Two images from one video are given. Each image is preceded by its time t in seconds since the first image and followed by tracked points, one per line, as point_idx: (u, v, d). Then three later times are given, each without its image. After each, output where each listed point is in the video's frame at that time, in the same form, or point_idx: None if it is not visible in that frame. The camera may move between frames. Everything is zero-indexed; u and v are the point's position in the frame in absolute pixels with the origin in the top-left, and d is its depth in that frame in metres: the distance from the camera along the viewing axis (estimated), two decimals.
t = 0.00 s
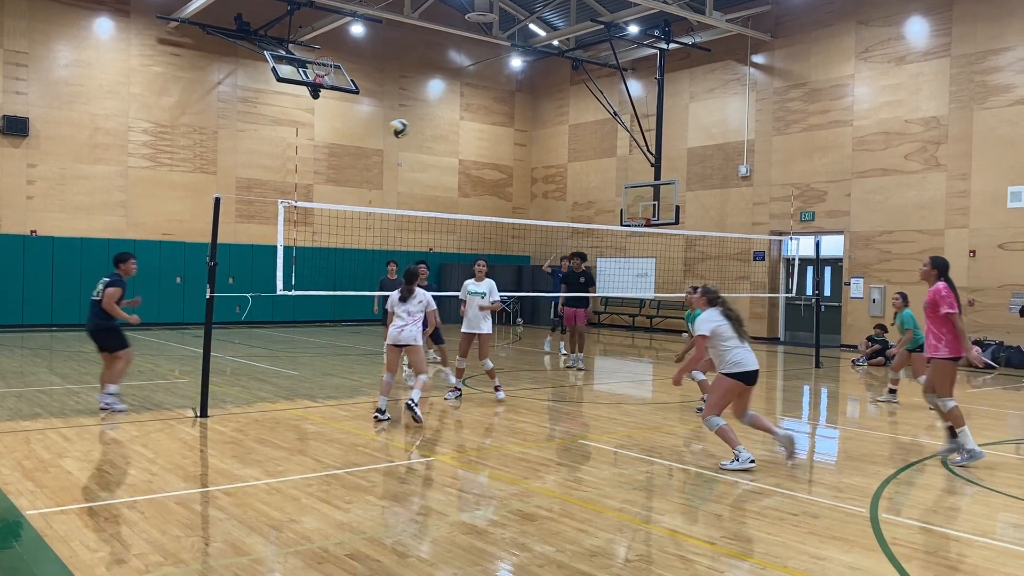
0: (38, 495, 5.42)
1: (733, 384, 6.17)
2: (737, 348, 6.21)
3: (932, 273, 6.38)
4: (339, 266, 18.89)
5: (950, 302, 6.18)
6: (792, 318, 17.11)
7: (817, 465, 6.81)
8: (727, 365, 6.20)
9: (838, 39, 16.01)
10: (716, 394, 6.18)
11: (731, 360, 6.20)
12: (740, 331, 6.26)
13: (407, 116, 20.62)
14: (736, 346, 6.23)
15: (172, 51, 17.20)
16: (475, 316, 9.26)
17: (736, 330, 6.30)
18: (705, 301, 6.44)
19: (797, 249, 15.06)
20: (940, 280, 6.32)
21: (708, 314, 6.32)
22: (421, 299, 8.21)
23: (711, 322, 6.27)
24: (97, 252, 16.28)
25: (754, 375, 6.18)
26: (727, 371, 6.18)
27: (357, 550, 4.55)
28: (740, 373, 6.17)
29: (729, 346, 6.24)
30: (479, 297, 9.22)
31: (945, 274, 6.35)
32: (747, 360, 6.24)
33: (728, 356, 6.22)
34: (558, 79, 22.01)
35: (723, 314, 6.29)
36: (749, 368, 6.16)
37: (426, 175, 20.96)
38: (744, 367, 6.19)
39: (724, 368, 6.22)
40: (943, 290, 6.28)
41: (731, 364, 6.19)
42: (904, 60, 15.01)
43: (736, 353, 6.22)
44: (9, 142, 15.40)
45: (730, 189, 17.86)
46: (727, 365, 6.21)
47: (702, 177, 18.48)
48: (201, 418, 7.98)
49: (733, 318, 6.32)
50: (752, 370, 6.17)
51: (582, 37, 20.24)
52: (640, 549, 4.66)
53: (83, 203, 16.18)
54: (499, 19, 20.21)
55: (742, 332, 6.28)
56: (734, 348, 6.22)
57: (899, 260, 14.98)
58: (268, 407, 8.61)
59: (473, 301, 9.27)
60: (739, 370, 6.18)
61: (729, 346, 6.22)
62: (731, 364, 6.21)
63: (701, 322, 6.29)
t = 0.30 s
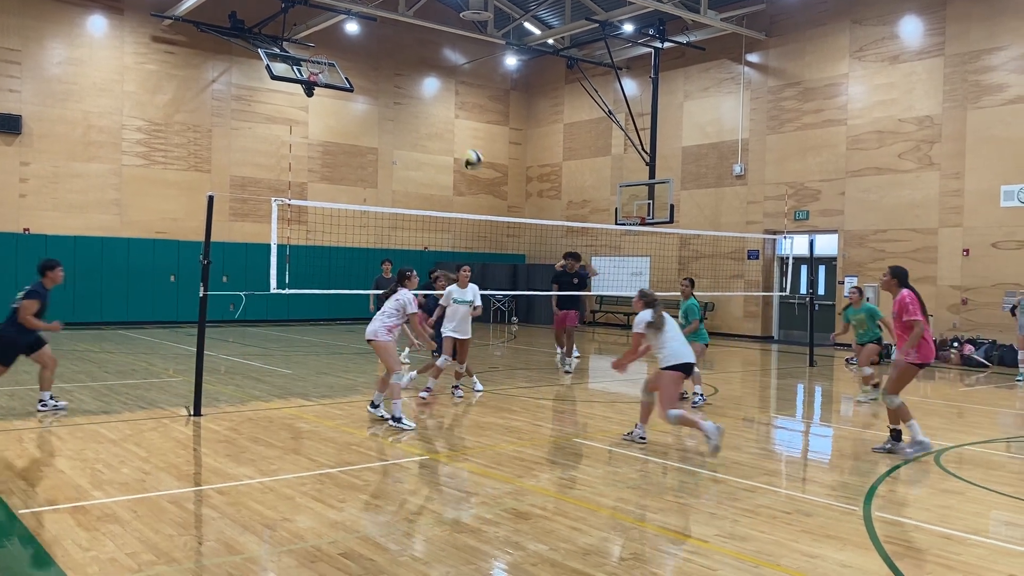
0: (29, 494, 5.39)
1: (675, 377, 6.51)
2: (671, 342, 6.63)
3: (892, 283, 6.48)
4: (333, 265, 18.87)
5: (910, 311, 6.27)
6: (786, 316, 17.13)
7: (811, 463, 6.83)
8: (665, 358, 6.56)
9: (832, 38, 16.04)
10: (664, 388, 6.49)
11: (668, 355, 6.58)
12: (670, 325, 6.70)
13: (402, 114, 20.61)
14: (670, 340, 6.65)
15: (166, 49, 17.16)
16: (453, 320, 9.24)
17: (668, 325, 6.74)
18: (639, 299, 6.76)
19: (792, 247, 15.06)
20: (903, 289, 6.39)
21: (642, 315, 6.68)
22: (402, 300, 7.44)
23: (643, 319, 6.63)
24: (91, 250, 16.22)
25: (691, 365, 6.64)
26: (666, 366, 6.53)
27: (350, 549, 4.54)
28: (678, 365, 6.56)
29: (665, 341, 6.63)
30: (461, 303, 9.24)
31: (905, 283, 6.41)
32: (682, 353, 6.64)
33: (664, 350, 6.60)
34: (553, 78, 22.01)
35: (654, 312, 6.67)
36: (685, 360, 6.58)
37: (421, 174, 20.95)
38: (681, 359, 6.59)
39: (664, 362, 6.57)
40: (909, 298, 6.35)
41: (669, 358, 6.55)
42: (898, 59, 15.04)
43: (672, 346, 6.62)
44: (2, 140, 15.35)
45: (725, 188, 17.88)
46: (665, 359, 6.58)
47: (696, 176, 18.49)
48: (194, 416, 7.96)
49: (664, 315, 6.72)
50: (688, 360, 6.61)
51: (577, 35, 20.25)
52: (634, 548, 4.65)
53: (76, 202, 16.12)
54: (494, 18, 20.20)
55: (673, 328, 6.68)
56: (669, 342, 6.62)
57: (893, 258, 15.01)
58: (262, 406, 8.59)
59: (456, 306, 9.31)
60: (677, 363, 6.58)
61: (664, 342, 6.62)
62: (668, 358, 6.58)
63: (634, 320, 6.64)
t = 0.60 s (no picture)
0: (16, 495, 5.35)
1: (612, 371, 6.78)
2: (617, 337, 6.80)
3: (881, 292, 6.53)
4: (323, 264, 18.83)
5: (891, 319, 6.31)
6: (776, 315, 17.19)
7: (801, 462, 6.85)
8: (608, 352, 6.77)
9: (822, 38, 16.09)
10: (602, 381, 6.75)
11: (611, 348, 6.78)
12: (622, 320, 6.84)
13: (392, 113, 20.57)
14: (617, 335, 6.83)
15: (155, 47, 17.08)
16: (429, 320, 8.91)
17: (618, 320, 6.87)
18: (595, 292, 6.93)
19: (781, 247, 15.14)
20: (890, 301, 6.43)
21: (594, 305, 6.82)
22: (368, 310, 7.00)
23: (593, 311, 6.77)
24: (80, 249, 16.14)
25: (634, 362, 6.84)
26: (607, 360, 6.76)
27: (339, 548, 4.52)
28: (620, 360, 6.77)
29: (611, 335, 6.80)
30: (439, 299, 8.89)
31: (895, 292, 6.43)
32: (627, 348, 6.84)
33: (608, 344, 6.79)
34: (544, 77, 22.01)
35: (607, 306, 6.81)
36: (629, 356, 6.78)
37: (412, 173, 20.91)
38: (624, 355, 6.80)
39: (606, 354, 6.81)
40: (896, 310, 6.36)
41: (612, 352, 6.76)
42: (887, 59, 15.11)
43: (617, 341, 6.80)
44: None
45: (715, 187, 17.91)
46: (608, 353, 6.80)
47: (687, 175, 18.52)
48: (183, 416, 7.92)
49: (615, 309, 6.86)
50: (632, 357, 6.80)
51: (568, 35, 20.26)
52: (625, 547, 4.65)
53: (64, 200, 16.02)
54: (484, 17, 20.19)
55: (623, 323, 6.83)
56: (618, 337, 6.82)
57: (882, 258, 15.07)
58: (251, 405, 8.56)
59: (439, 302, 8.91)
60: (620, 358, 6.78)
61: (611, 336, 6.79)
62: (612, 351, 6.78)
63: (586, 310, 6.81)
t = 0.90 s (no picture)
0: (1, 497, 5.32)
1: (567, 350, 7.04)
2: (578, 318, 7.06)
3: (924, 277, 6.40)
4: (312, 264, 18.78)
5: (941, 304, 6.17)
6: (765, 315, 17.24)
7: (790, 461, 6.87)
8: (565, 331, 7.05)
9: (810, 39, 16.16)
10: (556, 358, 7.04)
11: (570, 328, 7.05)
12: (585, 302, 7.07)
13: (381, 113, 20.55)
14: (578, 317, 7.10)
15: (142, 47, 17.00)
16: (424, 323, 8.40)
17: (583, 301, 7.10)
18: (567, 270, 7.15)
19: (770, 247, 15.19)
20: (935, 285, 6.31)
21: (562, 282, 7.08)
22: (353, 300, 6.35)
23: (561, 288, 7.03)
24: (67, 250, 16.06)
25: (591, 344, 7.10)
26: (565, 338, 7.04)
27: (327, 549, 4.51)
28: (577, 341, 7.03)
29: (573, 316, 7.05)
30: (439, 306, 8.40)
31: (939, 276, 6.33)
32: (587, 330, 7.12)
33: (568, 323, 7.07)
34: (533, 77, 22.02)
35: (574, 286, 7.08)
36: (587, 337, 7.05)
37: (401, 173, 20.89)
38: (582, 335, 7.07)
39: (563, 334, 7.08)
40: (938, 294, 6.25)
41: (571, 331, 7.04)
42: (875, 60, 15.18)
43: (577, 323, 7.07)
44: None
45: (704, 187, 17.96)
46: (567, 332, 7.06)
47: (676, 175, 18.56)
48: (171, 417, 7.88)
49: (583, 289, 7.11)
50: (587, 340, 7.06)
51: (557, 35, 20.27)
52: (614, 546, 4.66)
53: (51, 201, 15.93)
54: (473, 17, 20.18)
55: (588, 304, 7.07)
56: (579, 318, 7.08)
57: (870, 257, 15.14)
58: (239, 406, 8.53)
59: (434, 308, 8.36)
60: (577, 338, 7.04)
61: (572, 317, 7.05)
62: (569, 331, 7.05)
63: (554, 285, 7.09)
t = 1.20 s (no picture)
0: None
1: (546, 346, 7.06)
2: (557, 314, 7.09)
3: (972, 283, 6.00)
4: (299, 266, 18.72)
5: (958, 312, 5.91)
6: (752, 315, 17.30)
7: (776, 461, 6.89)
8: (545, 327, 7.09)
9: (795, 40, 16.24)
10: (538, 353, 7.08)
11: (549, 324, 7.09)
12: (564, 299, 7.09)
13: (369, 114, 20.51)
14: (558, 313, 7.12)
15: (127, 48, 16.91)
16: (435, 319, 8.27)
17: (564, 297, 7.13)
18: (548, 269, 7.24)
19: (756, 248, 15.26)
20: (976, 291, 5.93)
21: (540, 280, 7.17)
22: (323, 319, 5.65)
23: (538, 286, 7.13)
24: (51, 252, 15.96)
25: (571, 339, 7.10)
26: (545, 334, 7.08)
27: (315, 552, 4.50)
28: (556, 336, 7.05)
29: (553, 312, 7.10)
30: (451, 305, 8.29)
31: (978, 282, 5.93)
32: (567, 326, 7.12)
33: (547, 319, 7.12)
34: (520, 79, 22.04)
35: (551, 282, 7.12)
36: (564, 333, 7.05)
37: (389, 174, 20.85)
38: (562, 331, 7.08)
39: (543, 330, 7.12)
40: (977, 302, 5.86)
41: (550, 327, 7.07)
42: (860, 61, 15.27)
43: (557, 319, 7.09)
44: None
45: (691, 188, 18.02)
46: (547, 329, 7.09)
47: (663, 177, 18.62)
48: (157, 420, 7.84)
49: (561, 285, 7.11)
50: (566, 335, 7.06)
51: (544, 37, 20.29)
52: (601, 547, 4.67)
53: (35, 203, 15.82)
54: (461, 19, 20.17)
55: (565, 299, 7.10)
56: (558, 314, 7.10)
57: (856, 258, 15.23)
58: (226, 409, 8.49)
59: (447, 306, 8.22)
60: (556, 334, 7.06)
61: (550, 312, 7.10)
62: (549, 327, 7.09)
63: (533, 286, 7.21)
